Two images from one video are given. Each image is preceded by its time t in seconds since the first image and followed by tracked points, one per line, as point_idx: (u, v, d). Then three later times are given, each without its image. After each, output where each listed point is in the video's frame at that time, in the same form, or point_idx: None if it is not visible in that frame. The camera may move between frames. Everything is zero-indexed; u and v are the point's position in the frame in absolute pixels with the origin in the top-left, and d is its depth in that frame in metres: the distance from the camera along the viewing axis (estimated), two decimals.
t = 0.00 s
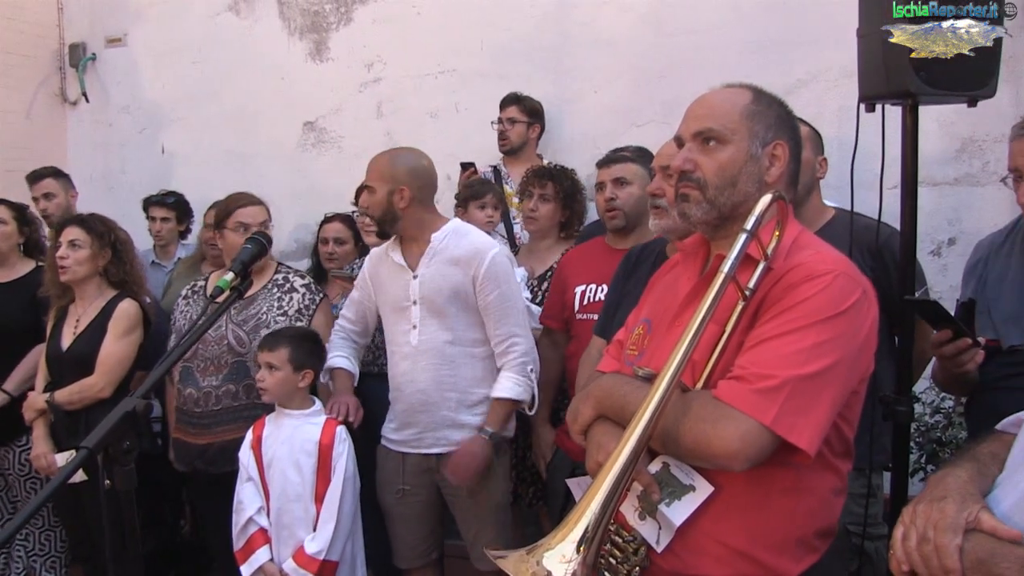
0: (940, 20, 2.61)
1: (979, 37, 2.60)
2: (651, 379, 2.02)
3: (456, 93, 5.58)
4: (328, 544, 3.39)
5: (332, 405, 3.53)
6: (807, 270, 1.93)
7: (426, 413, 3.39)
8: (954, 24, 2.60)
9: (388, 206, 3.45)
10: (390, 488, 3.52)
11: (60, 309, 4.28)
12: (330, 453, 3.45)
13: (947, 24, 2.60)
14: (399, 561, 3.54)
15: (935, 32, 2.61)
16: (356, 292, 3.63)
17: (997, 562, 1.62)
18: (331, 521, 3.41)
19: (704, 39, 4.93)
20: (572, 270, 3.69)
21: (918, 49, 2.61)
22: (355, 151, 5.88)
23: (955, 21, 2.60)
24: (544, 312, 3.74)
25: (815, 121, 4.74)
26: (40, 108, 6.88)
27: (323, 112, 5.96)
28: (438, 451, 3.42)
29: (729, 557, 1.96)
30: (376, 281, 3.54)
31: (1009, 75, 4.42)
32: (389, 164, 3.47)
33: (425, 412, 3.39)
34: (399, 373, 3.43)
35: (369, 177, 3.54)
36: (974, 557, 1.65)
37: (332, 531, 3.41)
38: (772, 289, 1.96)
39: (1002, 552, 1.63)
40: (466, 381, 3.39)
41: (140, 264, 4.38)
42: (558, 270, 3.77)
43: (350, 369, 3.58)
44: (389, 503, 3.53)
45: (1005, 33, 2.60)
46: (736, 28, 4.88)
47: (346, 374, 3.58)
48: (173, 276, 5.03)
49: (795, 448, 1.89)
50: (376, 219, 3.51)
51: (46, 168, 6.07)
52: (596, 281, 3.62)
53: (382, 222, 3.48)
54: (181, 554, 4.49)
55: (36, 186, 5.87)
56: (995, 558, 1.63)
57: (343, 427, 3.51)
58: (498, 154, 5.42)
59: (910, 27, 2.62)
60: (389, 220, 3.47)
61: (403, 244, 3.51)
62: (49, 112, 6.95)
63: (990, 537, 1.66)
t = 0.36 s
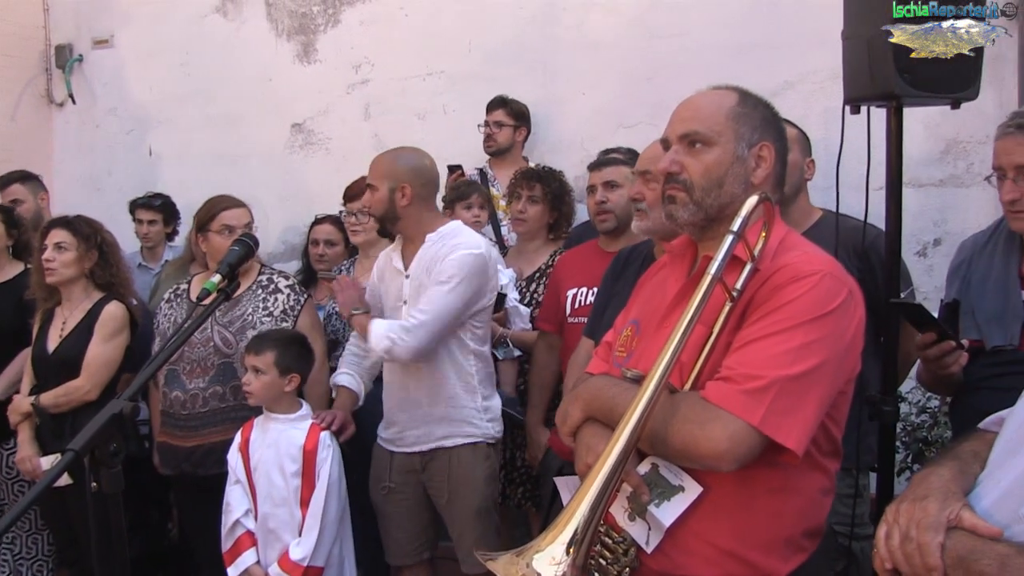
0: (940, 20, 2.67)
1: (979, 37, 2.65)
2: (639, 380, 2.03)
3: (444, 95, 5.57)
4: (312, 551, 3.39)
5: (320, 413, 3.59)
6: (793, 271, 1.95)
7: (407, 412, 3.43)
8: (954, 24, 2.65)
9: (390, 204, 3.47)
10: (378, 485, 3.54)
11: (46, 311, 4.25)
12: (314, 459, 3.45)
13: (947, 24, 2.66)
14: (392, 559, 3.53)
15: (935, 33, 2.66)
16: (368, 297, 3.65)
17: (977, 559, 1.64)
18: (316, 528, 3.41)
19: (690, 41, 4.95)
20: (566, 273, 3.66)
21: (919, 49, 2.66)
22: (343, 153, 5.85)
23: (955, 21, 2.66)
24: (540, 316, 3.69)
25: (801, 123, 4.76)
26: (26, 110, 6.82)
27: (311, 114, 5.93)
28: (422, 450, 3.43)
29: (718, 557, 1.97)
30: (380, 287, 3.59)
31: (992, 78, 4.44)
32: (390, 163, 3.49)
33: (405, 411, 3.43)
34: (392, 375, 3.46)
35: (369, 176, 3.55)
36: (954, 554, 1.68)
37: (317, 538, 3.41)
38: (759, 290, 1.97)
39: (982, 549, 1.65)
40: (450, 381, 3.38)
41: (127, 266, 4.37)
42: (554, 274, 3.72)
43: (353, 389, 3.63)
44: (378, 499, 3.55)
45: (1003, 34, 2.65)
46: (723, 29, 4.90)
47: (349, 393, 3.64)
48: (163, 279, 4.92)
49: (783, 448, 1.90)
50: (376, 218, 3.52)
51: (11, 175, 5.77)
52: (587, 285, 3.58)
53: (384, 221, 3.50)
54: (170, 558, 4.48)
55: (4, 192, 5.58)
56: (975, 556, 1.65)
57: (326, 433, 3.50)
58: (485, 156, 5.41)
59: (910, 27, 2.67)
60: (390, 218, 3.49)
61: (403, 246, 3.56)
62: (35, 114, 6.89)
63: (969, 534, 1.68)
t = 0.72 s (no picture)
0: (940, 20, 2.67)
1: (979, 37, 2.56)
2: (620, 383, 2.04)
3: (428, 99, 5.56)
4: (295, 555, 3.38)
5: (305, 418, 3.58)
6: (773, 274, 1.96)
7: (393, 412, 3.43)
8: (955, 24, 2.61)
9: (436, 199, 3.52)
10: (368, 489, 3.53)
11: (27, 315, 4.22)
12: (297, 463, 3.44)
13: (947, 24, 2.62)
14: (380, 561, 3.52)
15: (935, 32, 2.65)
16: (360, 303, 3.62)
17: (954, 559, 1.66)
18: (299, 532, 3.40)
19: (674, 46, 4.97)
20: (551, 275, 3.67)
21: (918, 49, 2.67)
22: (327, 157, 5.82)
23: (956, 21, 2.61)
24: (526, 318, 3.69)
25: (784, 127, 4.79)
26: (7, 112, 6.76)
27: (294, 117, 5.90)
28: (407, 451, 3.42)
29: (702, 559, 1.98)
30: (372, 290, 3.57)
31: (970, 83, 4.49)
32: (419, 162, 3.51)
33: (392, 412, 3.43)
34: (379, 378, 3.47)
35: (390, 174, 3.45)
36: (932, 556, 1.69)
37: (300, 542, 3.40)
38: (739, 294, 1.98)
39: (958, 550, 1.67)
40: (437, 382, 3.38)
41: (110, 270, 4.35)
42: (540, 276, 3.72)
43: (341, 397, 3.65)
44: (368, 502, 3.54)
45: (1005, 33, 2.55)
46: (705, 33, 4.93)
47: (338, 400, 3.65)
48: (146, 283, 4.89)
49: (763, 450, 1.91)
50: (426, 211, 3.45)
51: None
52: (572, 286, 3.60)
53: (434, 215, 3.48)
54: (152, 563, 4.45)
55: None
56: (952, 556, 1.67)
57: (309, 435, 3.51)
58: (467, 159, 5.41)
59: (909, 27, 2.68)
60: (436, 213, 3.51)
61: (394, 250, 3.55)
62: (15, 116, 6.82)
63: (947, 535, 1.71)
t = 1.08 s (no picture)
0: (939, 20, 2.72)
1: (979, 37, 2.55)
2: (599, 386, 2.04)
3: (412, 102, 5.52)
4: (280, 557, 3.37)
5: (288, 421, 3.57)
6: (751, 276, 1.96)
7: (378, 416, 3.41)
8: (955, 24, 2.60)
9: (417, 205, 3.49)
10: (352, 494, 3.52)
11: (9, 320, 4.20)
12: (281, 465, 3.44)
13: (948, 25, 2.62)
14: (363, 566, 3.52)
15: (935, 32, 2.66)
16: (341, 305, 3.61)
17: (937, 563, 1.66)
18: (283, 535, 3.39)
19: (657, 48, 4.99)
20: (532, 278, 3.67)
21: (919, 49, 2.69)
22: (310, 161, 5.75)
23: (956, 21, 2.60)
24: (505, 320, 3.70)
25: (766, 128, 4.82)
26: None
27: (278, 120, 5.82)
28: (393, 455, 3.41)
29: (682, 562, 1.98)
30: (354, 294, 3.55)
31: (951, 85, 4.53)
32: (404, 166, 3.50)
33: (377, 415, 3.41)
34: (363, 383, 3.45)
35: (374, 178, 3.46)
36: (915, 559, 1.70)
37: (285, 544, 3.39)
38: (716, 296, 1.98)
39: (940, 553, 1.68)
40: (423, 385, 3.37)
41: (93, 274, 4.32)
42: (520, 279, 3.72)
43: (322, 397, 3.64)
44: (351, 507, 3.53)
45: (1005, 33, 2.54)
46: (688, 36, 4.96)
47: (319, 401, 3.65)
48: (128, 287, 4.88)
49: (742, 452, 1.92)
50: (399, 220, 3.43)
51: None
52: (554, 288, 3.60)
53: (411, 223, 3.45)
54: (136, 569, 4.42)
55: None
56: (934, 560, 1.67)
57: (292, 438, 3.50)
58: (450, 162, 5.40)
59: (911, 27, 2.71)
60: (416, 220, 3.48)
61: (379, 253, 3.52)
62: None
63: (928, 539, 1.71)
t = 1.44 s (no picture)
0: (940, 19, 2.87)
1: (979, 37, 2.61)
2: (575, 387, 2.04)
3: (396, 103, 5.48)
4: (264, 560, 3.37)
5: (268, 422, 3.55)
6: (727, 277, 1.96)
7: (359, 417, 3.40)
8: (954, 26, 2.63)
9: (352, 204, 3.47)
10: (334, 496, 3.50)
11: None
12: (264, 468, 3.43)
13: (947, 26, 2.64)
14: (345, 569, 3.51)
15: (936, 33, 2.65)
16: (328, 306, 3.62)
17: (919, 564, 1.64)
18: (267, 538, 3.39)
19: (640, 50, 5.02)
20: (516, 280, 3.67)
21: (919, 49, 2.68)
22: (294, 162, 5.66)
23: (955, 22, 2.63)
24: (488, 323, 3.69)
25: (749, 128, 4.83)
26: None
27: (261, 122, 5.71)
28: (373, 457, 3.40)
29: (660, 562, 1.97)
30: (339, 296, 3.56)
31: (932, 87, 4.56)
32: (359, 167, 3.51)
33: (357, 417, 3.40)
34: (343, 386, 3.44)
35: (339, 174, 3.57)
36: (898, 561, 1.67)
37: (268, 547, 3.38)
38: (692, 297, 1.98)
39: (922, 554, 1.65)
40: (402, 387, 3.37)
41: (75, 276, 4.30)
42: (504, 282, 3.70)
43: (307, 397, 3.62)
44: (333, 510, 3.51)
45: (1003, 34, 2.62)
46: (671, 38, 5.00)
47: (303, 401, 3.62)
48: (109, 290, 4.85)
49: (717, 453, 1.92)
50: (337, 215, 3.53)
51: None
52: (536, 290, 3.60)
53: (342, 220, 3.50)
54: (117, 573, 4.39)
55: None
56: (917, 561, 1.65)
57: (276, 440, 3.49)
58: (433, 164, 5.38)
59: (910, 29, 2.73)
60: (349, 218, 3.50)
61: (361, 253, 3.54)
62: None
63: (911, 540, 1.69)
